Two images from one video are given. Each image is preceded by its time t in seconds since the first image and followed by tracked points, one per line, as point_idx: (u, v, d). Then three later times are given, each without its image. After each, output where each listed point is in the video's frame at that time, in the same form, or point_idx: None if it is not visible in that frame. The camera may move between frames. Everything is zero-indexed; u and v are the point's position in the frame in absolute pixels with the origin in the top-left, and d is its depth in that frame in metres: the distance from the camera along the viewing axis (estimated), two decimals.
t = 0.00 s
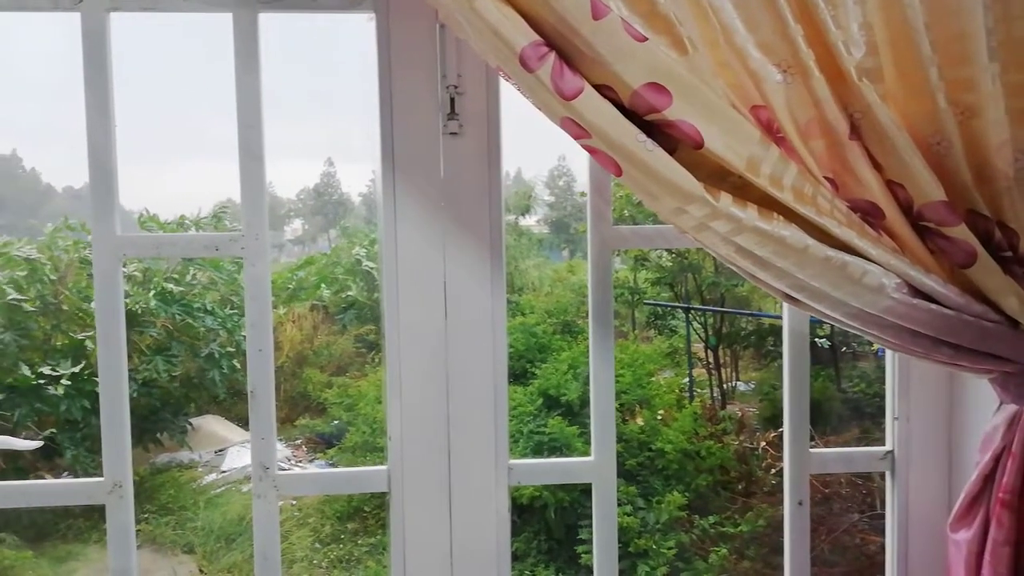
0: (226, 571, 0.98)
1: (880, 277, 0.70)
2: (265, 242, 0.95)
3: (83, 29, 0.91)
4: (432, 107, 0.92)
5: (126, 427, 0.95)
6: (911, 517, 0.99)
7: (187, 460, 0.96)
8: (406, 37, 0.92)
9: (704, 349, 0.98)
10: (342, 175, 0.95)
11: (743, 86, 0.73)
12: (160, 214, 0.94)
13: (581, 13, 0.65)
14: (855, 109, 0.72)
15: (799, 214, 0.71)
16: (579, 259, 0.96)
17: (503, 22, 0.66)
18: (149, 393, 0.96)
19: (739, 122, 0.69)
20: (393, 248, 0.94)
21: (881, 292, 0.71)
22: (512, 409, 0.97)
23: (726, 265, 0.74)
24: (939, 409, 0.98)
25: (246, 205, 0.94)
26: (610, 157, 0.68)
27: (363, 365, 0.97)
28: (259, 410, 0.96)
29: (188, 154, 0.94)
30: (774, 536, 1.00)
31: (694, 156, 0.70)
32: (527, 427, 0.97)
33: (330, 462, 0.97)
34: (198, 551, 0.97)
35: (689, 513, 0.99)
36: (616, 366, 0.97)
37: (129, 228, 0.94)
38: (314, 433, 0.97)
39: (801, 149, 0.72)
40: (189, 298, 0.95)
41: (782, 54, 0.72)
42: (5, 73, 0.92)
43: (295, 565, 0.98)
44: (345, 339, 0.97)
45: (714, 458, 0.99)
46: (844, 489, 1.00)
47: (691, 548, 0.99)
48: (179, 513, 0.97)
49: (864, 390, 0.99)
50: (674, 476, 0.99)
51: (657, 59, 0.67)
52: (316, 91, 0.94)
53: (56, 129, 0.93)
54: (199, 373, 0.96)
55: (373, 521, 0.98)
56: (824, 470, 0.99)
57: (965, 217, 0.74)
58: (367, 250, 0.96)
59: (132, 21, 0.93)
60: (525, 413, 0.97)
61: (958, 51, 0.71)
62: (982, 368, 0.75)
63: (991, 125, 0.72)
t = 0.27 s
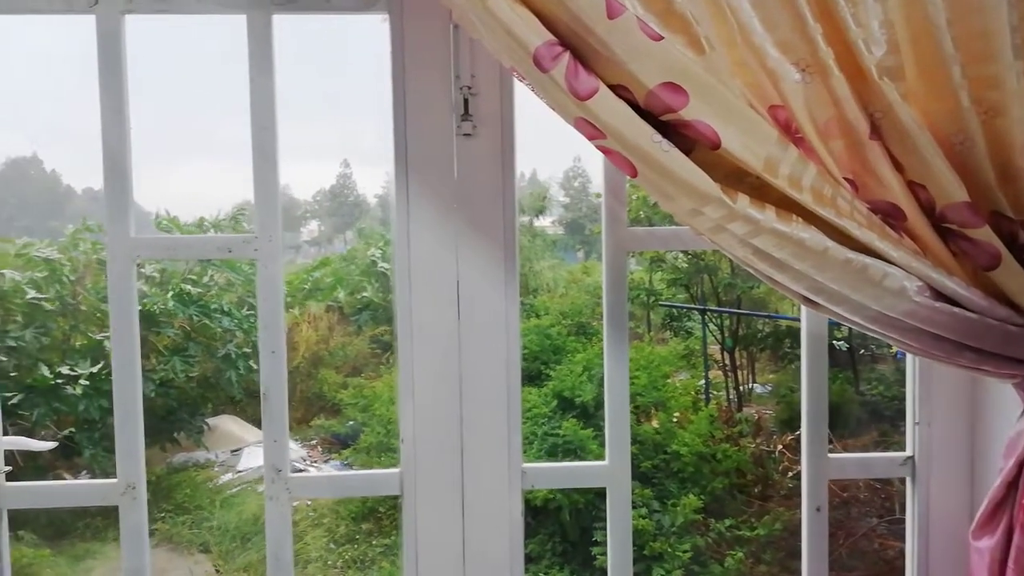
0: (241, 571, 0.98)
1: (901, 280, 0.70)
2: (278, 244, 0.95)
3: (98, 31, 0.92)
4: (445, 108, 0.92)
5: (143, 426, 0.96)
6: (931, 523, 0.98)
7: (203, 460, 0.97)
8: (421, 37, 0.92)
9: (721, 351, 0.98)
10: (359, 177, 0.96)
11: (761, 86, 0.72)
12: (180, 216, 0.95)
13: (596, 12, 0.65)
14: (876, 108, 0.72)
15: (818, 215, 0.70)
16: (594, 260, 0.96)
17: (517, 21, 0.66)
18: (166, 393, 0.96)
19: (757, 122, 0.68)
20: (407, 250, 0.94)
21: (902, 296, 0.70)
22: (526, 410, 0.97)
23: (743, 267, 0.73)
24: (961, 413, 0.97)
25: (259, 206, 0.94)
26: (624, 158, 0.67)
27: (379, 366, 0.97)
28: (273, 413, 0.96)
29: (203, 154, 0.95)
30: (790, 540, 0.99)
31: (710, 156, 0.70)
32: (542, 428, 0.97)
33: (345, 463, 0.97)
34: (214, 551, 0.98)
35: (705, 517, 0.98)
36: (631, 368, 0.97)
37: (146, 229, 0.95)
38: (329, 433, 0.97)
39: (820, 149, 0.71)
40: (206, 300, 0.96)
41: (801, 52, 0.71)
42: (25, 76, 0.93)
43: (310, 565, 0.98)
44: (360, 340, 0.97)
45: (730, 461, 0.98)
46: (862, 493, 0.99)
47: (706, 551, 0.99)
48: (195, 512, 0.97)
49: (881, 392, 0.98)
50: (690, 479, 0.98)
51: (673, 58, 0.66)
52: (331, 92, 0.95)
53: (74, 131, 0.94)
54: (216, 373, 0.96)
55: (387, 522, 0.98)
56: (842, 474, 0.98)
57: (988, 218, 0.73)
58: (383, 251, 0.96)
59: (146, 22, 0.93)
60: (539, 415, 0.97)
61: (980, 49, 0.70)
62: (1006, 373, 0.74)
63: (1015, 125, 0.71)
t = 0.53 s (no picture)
0: (252, 569, 0.98)
1: (916, 282, 0.69)
2: (285, 243, 0.95)
3: (107, 30, 0.92)
4: (452, 105, 0.92)
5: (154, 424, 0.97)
6: (947, 527, 0.96)
7: (215, 458, 0.97)
8: (429, 34, 0.91)
9: (733, 352, 0.97)
10: (371, 177, 0.96)
11: (773, 83, 0.72)
12: (195, 215, 0.95)
13: (605, 9, 0.65)
14: (891, 106, 0.71)
15: (831, 215, 0.69)
16: (606, 260, 0.96)
17: (525, 18, 0.66)
18: (178, 391, 0.97)
19: (770, 120, 0.68)
20: (414, 251, 0.94)
21: (917, 298, 0.69)
22: (535, 410, 0.97)
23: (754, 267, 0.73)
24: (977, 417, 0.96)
25: (266, 208, 0.94)
26: (634, 157, 0.67)
27: (390, 365, 0.97)
28: (279, 409, 0.96)
29: (214, 153, 0.95)
30: (802, 542, 0.99)
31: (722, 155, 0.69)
32: (552, 429, 0.97)
33: (357, 462, 0.97)
34: (225, 549, 0.98)
35: (716, 518, 0.98)
36: (642, 368, 0.97)
37: (156, 228, 0.95)
38: (340, 432, 0.97)
39: (833, 148, 0.71)
40: (218, 298, 0.96)
41: (814, 50, 0.71)
42: (38, 75, 0.94)
43: (321, 563, 0.99)
44: (372, 339, 0.97)
45: (742, 462, 0.98)
46: (876, 496, 0.98)
47: (718, 553, 0.98)
48: (207, 510, 0.98)
49: (895, 394, 0.97)
50: (701, 481, 0.98)
51: (685, 55, 0.66)
52: (341, 92, 0.95)
53: (86, 131, 0.94)
54: (228, 371, 0.97)
55: (397, 522, 0.98)
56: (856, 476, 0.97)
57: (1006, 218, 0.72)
58: (394, 250, 0.96)
59: (155, 21, 0.93)
60: (549, 415, 0.97)
61: (999, 47, 0.69)
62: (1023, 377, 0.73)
63: None
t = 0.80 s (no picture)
0: (266, 567, 0.99)
1: (932, 286, 0.68)
2: (293, 245, 0.95)
3: (117, 29, 0.93)
4: (463, 106, 0.92)
5: (168, 421, 0.97)
6: (964, 532, 0.95)
7: (230, 456, 0.98)
8: (439, 34, 0.91)
9: (747, 353, 0.97)
10: (385, 178, 0.96)
11: (785, 83, 0.71)
12: (211, 216, 0.96)
13: (614, 9, 0.65)
14: (906, 106, 0.70)
15: (844, 217, 0.69)
16: (619, 260, 0.95)
17: (532, 17, 0.65)
18: (193, 389, 0.97)
19: (784, 121, 0.67)
20: (422, 250, 0.94)
21: (933, 302, 0.68)
22: (546, 411, 0.96)
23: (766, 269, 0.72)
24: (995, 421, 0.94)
25: (275, 210, 0.95)
26: (644, 158, 0.67)
27: (403, 364, 0.97)
28: (286, 421, 0.97)
29: (226, 153, 0.95)
30: (816, 546, 0.98)
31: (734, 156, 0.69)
32: (564, 429, 0.97)
33: (369, 461, 0.97)
34: (238, 546, 0.99)
35: (729, 521, 0.97)
36: (655, 369, 0.96)
37: (168, 227, 0.96)
38: (353, 431, 0.97)
39: (847, 149, 0.70)
40: (232, 297, 0.96)
41: (828, 48, 0.70)
42: (54, 75, 0.95)
43: (333, 562, 0.99)
44: (385, 338, 0.97)
45: (756, 465, 0.97)
46: (892, 500, 0.97)
47: (730, 556, 0.97)
48: (221, 508, 0.98)
49: (911, 397, 0.96)
50: (714, 483, 0.97)
51: (695, 55, 0.65)
52: (352, 91, 0.95)
53: (101, 131, 0.95)
54: (242, 370, 0.97)
55: (409, 521, 0.98)
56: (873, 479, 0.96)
57: None
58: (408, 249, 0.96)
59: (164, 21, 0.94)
60: (561, 415, 0.96)
61: (1016, 45, 0.69)
62: None
63: None
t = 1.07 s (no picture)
0: (278, 567, 0.99)
1: (953, 291, 0.67)
2: (304, 245, 0.95)
3: (130, 30, 0.94)
4: (475, 107, 0.92)
5: (181, 420, 0.98)
6: (983, 539, 0.94)
7: (243, 455, 0.98)
8: (451, 35, 0.91)
9: (761, 357, 0.96)
10: (399, 178, 0.96)
11: (802, 84, 0.70)
12: (227, 216, 0.96)
13: (628, 8, 0.64)
14: (926, 108, 0.69)
15: (862, 220, 0.68)
16: (633, 262, 0.95)
17: (544, 17, 0.65)
18: (207, 388, 0.98)
19: (802, 123, 0.66)
20: (434, 254, 0.94)
21: (954, 308, 0.67)
22: (559, 414, 0.96)
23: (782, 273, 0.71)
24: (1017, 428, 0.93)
25: (286, 210, 0.95)
26: (657, 159, 0.66)
27: (416, 365, 0.97)
28: (296, 422, 0.97)
29: (239, 153, 0.96)
30: (831, 552, 0.97)
31: (750, 158, 0.68)
32: (576, 432, 0.96)
33: (382, 462, 0.97)
34: (251, 546, 0.99)
35: (742, 526, 0.96)
36: (669, 372, 0.96)
37: (181, 227, 0.96)
38: (366, 431, 0.98)
39: (865, 151, 0.70)
40: (246, 296, 0.97)
41: (847, 50, 0.69)
42: (70, 75, 0.96)
43: (345, 563, 0.99)
44: (398, 340, 0.97)
45: (770, 469, 0.96)
46: (908, 507, 0.96)
47: (743, 562, 0.97)
48: (234, 508, 0.98)
49: (928, 402, 0.95)
50: (727, 488, 0.96)
51: (712, 55, 0.65)
52: (365, 92, 0.95)
53: (116, 132, 0.96)
54: (256, 370, 0.97)
55: (420, 523, 0.98)
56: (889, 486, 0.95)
57: None
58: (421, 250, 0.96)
59: (177, 21, 0.94)
60: (574, 418, 0.96)
61: None
62: None
63: None
